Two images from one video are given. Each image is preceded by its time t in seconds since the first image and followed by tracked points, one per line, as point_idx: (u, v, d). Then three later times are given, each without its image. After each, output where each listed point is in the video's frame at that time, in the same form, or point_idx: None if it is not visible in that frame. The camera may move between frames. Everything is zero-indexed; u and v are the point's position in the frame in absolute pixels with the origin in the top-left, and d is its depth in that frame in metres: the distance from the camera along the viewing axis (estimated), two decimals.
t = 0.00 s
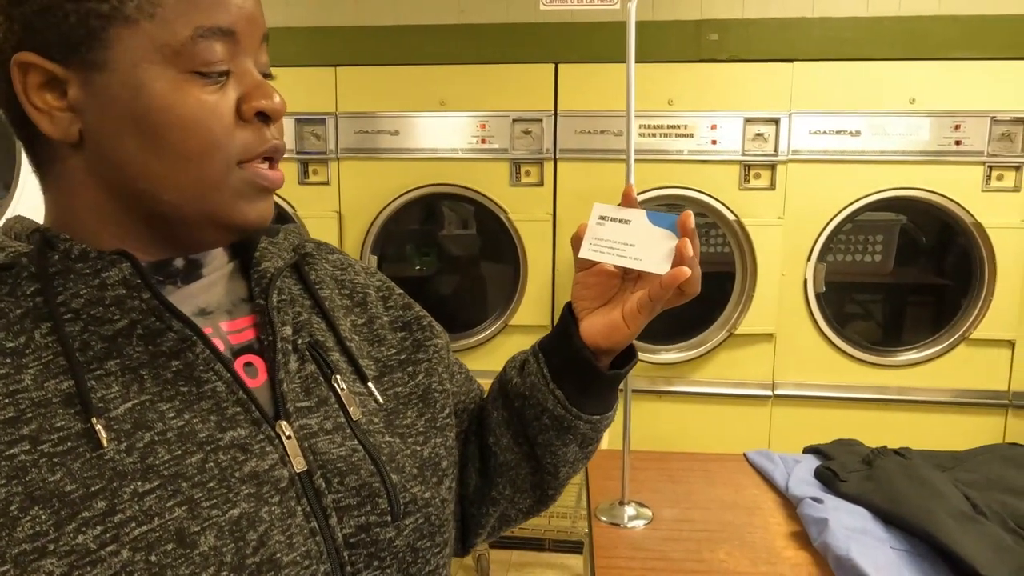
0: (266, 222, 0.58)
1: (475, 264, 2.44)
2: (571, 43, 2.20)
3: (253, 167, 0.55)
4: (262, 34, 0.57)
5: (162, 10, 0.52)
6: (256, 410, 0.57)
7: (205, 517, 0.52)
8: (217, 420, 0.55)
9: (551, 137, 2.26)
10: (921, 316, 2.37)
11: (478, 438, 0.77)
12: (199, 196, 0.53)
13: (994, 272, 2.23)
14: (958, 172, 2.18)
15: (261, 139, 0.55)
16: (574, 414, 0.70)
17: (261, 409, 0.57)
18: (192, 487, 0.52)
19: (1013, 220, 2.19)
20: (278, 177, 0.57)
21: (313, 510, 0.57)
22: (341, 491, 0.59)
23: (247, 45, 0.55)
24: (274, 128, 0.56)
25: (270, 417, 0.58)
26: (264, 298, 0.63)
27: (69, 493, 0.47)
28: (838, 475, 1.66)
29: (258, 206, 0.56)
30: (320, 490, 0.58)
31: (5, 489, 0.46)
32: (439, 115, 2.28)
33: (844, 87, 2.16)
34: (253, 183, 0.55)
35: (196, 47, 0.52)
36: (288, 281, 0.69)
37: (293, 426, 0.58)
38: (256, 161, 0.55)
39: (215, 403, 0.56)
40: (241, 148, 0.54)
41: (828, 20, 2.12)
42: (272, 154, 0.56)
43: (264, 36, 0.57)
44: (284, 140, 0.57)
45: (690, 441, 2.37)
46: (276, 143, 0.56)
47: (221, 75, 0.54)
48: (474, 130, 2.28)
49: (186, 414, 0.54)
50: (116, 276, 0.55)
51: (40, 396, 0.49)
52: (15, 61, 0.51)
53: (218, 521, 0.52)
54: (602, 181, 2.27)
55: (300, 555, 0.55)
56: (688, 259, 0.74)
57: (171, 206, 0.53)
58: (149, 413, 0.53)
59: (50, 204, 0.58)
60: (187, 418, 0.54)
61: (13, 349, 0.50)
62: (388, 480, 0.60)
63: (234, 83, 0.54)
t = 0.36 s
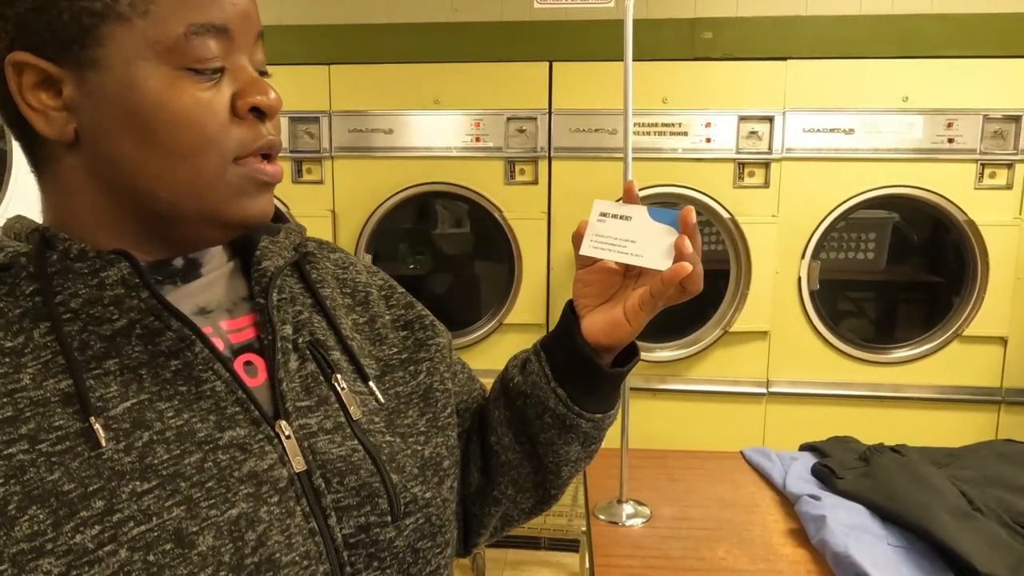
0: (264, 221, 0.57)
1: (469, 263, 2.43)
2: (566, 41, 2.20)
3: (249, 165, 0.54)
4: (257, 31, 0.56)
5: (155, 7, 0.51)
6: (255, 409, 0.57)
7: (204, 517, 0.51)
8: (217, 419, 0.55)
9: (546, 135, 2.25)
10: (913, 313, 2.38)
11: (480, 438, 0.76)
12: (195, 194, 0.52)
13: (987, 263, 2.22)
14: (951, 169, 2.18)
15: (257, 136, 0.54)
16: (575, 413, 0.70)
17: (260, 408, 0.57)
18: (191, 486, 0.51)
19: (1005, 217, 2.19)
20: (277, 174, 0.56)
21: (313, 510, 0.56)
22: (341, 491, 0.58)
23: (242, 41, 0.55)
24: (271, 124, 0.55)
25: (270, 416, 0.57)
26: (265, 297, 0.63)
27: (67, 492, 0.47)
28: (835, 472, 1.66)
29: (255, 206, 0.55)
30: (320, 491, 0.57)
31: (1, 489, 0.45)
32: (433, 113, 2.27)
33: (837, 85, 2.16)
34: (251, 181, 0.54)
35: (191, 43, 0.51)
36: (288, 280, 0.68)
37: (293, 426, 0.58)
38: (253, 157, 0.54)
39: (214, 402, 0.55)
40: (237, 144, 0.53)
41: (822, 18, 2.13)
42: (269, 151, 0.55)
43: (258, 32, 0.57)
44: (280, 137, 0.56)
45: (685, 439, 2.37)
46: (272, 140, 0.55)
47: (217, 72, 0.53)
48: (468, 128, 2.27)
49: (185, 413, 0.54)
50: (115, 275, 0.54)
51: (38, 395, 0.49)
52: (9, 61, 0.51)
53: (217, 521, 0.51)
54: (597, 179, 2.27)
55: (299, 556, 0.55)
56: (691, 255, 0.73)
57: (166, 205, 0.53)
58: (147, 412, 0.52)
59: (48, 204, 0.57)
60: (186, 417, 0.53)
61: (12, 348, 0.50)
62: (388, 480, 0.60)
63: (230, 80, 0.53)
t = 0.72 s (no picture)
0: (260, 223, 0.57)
1: (461, 262, 2.43)
2: (558, 39, 2.20)
3: (245, 164, 0.54)
4: (253, 30, 0.56)
5: (152, 5, 0.51)
6: (256, 401, 0.57)
7: (209, 507, 0.51)
8: (218, 412, 0.54)
9: (539, 134, 2.25)
10: (904, 311, 2.39)
11: (472, 432, 0.76)
12: (192, 194, 0.52)
13: (976, 259, 2.24)
14: (941, 167, 2.19)
15: (252, 134, 0.54)
16: (566, 407, 0.70)
17: (261, 400, 0.57)
18: (195, 477, 0.51)
19: (995, 215, 2.21)
20: (271, 176, 0.56)
21: (314, 500, 0.57)
22: (341, 482, 0.58)
23: (238, 41, 0.54)
24: (266, 123, 0.55)
25: (270, 408, 0.57)
26: (262, 291, 0.63)
27: (72, 484, 0.47)
28: (828, 469, 1.67)
29: (250, 207, 0.55)
30: (321, 481, 0.57)
31: (7, 481, 0.45)
32: (425, 112, 2.27)
33: (829, 83, 2.17)
34: (246, 181, 0.54)
35: (187, 40, 0.51)
36: (283, 274, 0.68)
37: (293, 418, 0.58)
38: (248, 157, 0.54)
39: (216, 394, 0.55)
40: (232, 143, 0.53)
41: (813, 17, 2.13)
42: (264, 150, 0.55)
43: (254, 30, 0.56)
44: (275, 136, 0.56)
45: (678, 437, 2.38)
46: (267, 140, 0.55)
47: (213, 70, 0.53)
48: (461, 127, 2.27)
49: (187, 406, 0.53)
50: (115, 270, 0.54)
51: (41, 388, 0.49)
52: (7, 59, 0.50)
53: (221, 512, 0.52)
54: (589, 178, 2.27)
55: (302, 545, 0.55)
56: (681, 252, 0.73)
57: (162, 202, 0.52)
58: (150, 404, 0.52)
59: (42, 202, 0.56)
60: (188, 410, 0.53)
61: (13, 343, 0.50)
62: (388, 471, 0.60)
63: (227, 79, 0.53)
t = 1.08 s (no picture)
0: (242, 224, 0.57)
1: (442, 261, 2.43)
2: (538, 38, 2.20)
3: (228, 165, 0.54)
4: (237, 32, 0.57)
5: (139, 5, 0.50)
6: (246, 399, 0.57)
7: (204, 503, 0.51)
8: (209, 409, 0.54)
9: (519, 133, 2.25)
10: (880, 307, 2.42)
11: (451, 429, 0.76)
12: (178, 193, 0.52)
13: (952, 257, 2.27)
14: (915, 165, 2.23)
15: (238, 135, 0.54)
16: (542, 403, 0.70)
17: (251, 398, 0.57)
18: (189, 474, 0.51)
19: (969, 212, 2.24)
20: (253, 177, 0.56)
21: (306, 495, 0.57)
22: (332, 477, 0.59)
23: (223, 44, 0.55)
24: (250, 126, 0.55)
25: (260, 406, 0.58)
26: (246, 291, 0.63)
27: (67, 483, 0.46)
28: (807, 464, 1.69)
29: (232, 207, 0.55)
30: (312, 476, 0.58)
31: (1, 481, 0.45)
32: (405, 111, 2.26)
33: (805, 82, 2.19)
34: (230, 182, 0.54)
35: (175, 41, 0.51)
36: (265, 276, 0.69)
37: (283, 414, 0.58)
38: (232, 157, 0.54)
39: (206, 392, 0.55)
40: (218, 143, 0.53)
41: (790, 17, 2.15)
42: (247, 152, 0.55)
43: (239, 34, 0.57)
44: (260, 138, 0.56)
45: (659, 434, 2.40)
46: (252, 141, 0.55)
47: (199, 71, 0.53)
48: (440, 126, 2.27)
49: (178, 404, 0.53)
50: (102, 270, 0.53)
51: (31, 388, 0.48)
52: None
53: (216, 507, 0.52)
54: (570, 176, 2.27)
55: (296, 539, 0.55)
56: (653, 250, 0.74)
57: (147, 201, 0.52)
58: (142, 403, 0.51)
59: (24, 201, 0.56)
60: (180, 408, 0.53)
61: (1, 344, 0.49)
62: (376, 464, 0.61)
63: (213, 81, 0.53)
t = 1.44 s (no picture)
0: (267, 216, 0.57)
1: (441, 260, 2.42)
2: (537, 38, 2.21)
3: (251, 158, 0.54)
4: (257, 29, 0.57)
5: (160, 5, 0.51)
6: (267, 391, 0.58)
7: (229, 492, 0.52)
8: (231, 401, 0.55)
9: (518, 133, 2.26)
10: (878, 308, 2.42)
11: (455, 428, 0.76)
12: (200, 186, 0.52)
13: (949, 257, 2.28)
14: (913, 166, 2.23)
15: (259, 131, 0.54)
16: (547, 403, 0.71)
17: (271, 391, 0.58)
18: (213, 463, 0.52)
19: (967, 213, 2.25)
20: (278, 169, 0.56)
21: (325, 486, 0.58)
22: (349, 469, 0.60)
23: (244, 40, 0.55)
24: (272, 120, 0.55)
25: (280, 399, 0.58)
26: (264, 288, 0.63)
27: (98, 469, 0.48)
28: (804, 464, 1.69)
29: (256, 199, 0.55)
30: (330, 468, 0.58)
31: (35, 466, 0.46)
32: (404, 111, 2.27)
33: (803, 83, 2.20)
34: (254, 174, 0.54)
35: (196, 39, 0.52)
36: (279, 275, 0.69)
37: (302, 408, 0.59)
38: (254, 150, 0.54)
39: (228, 384, 0.56)
40: (240, 137, 0.53)
41: (789, 18, 2.16)
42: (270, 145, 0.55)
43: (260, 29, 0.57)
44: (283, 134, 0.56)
45: (657, 434, 2.40)
46: (275, 138, 0.55)
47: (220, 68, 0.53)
48: (440, 125, 2.27)
49: (202, 395, 0.54)
50: (127, 264, 0.54)
51: (61, 377, 0.49)
52: (17, 57, 0.51)
53: (241, 496, 0.53)
54: (569, 176, 2.28)
55: (317, 529, 0.56)
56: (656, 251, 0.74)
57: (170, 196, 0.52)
58: (167, 394, 0.53)
59: (48, 198, 0.57)
60: (204, 399, 0.54)
61: (30, 334, 0.50)
62: (392, 458, 0.62)
63: (234, 77, 0.54)
